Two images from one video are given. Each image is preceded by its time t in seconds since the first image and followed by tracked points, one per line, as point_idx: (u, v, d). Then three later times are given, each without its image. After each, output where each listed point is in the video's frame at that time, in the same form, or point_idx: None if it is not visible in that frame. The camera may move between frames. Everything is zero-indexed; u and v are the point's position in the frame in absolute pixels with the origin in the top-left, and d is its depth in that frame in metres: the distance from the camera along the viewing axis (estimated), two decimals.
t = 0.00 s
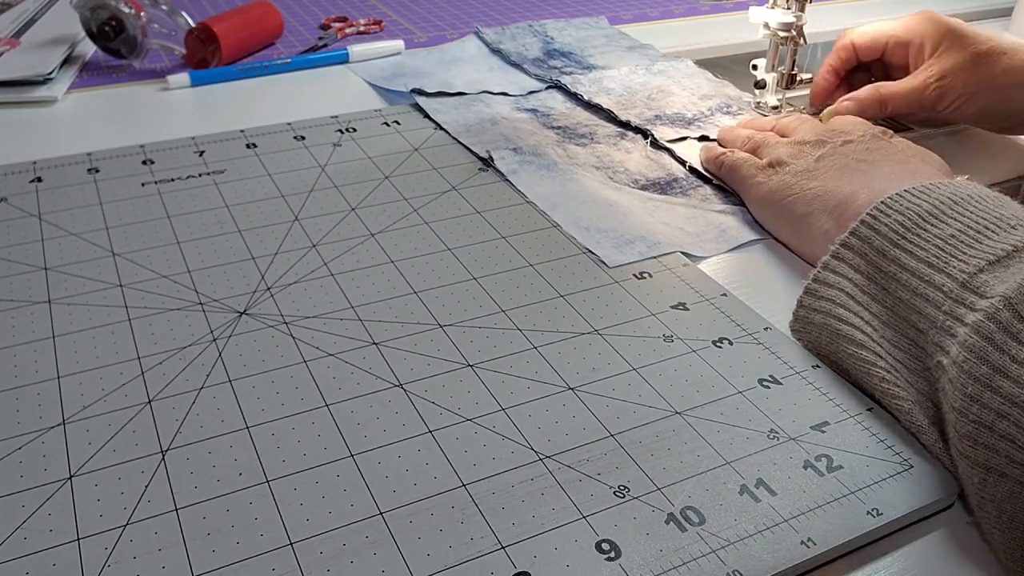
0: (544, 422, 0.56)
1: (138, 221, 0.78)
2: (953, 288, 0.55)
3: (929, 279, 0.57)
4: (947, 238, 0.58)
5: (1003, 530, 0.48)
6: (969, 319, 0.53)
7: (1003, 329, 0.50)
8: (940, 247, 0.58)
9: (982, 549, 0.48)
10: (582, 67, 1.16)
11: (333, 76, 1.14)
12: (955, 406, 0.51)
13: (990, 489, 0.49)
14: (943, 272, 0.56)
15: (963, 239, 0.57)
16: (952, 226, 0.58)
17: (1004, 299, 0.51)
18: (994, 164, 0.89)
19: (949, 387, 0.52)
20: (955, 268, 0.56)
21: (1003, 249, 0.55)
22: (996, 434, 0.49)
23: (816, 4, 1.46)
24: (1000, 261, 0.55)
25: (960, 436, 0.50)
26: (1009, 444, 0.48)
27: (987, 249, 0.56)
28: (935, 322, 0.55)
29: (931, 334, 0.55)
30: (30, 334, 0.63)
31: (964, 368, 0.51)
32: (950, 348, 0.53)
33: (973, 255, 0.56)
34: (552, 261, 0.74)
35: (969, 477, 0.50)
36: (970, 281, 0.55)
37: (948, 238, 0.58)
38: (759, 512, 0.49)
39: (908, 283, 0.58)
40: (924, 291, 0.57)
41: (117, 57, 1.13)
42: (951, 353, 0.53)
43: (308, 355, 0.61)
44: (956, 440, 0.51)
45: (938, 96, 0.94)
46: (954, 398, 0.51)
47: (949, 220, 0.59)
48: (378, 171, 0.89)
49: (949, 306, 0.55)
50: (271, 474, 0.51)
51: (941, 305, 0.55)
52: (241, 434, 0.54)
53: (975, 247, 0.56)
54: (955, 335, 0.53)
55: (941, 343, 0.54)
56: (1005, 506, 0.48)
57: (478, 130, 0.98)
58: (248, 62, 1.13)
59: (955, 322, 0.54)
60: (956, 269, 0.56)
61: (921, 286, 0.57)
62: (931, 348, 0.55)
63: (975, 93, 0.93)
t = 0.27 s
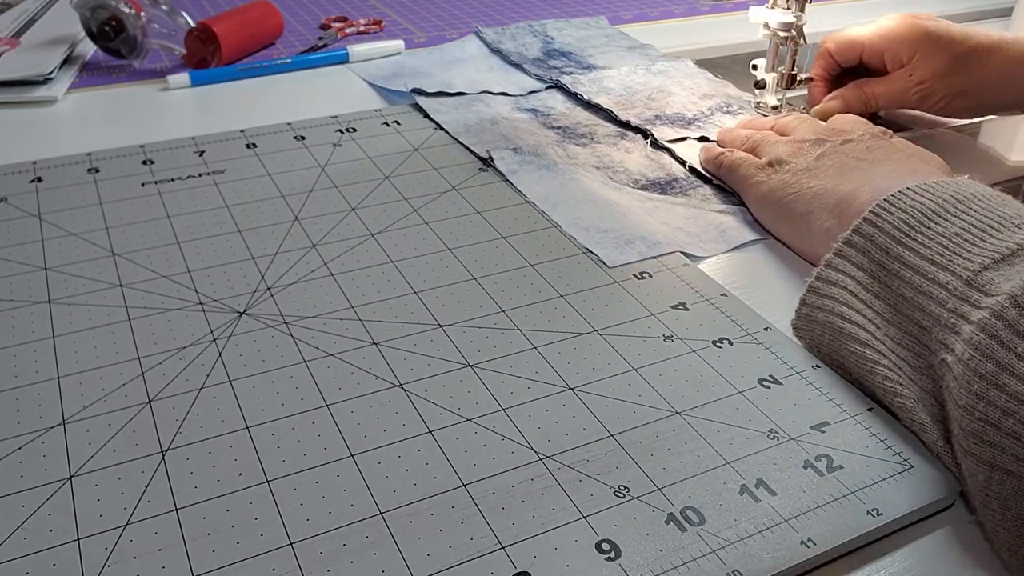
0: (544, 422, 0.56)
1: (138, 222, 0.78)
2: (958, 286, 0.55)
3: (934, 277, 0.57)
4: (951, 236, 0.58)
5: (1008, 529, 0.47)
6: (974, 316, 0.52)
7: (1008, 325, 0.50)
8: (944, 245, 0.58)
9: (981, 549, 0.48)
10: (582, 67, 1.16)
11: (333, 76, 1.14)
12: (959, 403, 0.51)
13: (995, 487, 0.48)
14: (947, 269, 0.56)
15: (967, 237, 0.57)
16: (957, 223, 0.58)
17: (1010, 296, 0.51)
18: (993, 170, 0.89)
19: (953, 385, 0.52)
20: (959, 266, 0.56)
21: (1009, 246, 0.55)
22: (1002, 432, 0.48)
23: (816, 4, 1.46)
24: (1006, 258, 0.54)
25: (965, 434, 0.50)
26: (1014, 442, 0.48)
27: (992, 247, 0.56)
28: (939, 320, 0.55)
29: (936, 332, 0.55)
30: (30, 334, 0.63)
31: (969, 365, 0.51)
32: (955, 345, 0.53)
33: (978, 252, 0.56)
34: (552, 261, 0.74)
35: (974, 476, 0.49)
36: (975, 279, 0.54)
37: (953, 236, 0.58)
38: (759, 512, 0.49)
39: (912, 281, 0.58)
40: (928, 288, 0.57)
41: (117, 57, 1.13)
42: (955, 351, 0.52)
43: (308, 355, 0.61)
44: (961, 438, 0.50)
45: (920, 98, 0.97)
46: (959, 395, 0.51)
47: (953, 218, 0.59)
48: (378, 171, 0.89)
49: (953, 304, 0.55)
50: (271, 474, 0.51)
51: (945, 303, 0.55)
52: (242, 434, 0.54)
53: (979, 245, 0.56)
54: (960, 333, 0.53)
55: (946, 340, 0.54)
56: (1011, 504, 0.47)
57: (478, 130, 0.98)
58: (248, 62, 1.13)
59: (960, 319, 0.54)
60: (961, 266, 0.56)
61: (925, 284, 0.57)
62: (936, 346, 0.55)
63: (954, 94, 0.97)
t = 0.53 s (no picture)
0: (544, 422, 0.56)
1: (138, 222, 0.78)
2: (962, 284, 0.55)
3: (937, 275, 0.57)
4: (954, 235, 0.58)
5: (1016, 526, 0.47)
6: (979, 314, 0.52)
7: (1014, 322, 0.50)
8: (947, 244, 0.58)
9: (982, 549, 0.48)
10: (582, 67, 1.16)
11: (333, 76, 1.14)
12: (966, 400, 0.51)
13: (1003, 483, 0.48)
14: (950, 268, 0.56)
15: (970, 235, 0.57)
16: (959, 222, 0.58)
17: (1016, 293, 0.51)
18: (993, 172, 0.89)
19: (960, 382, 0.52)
20: (963, 264, 0.56)
21: (1013, 244, 0.55)
22: (1009, 428, 0.48)
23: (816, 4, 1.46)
24: (1010, 256, 0.55)
25: (972, 431, 0.50)
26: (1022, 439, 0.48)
27: (996, 245, 0.56)
28: (943, 318, 0.55)
29: (940, 329, 0.55)
30: (30, 334, 0.63)
31: (976, 362, 0.51)
32: (960, 342, 0.53)
33: (981, 250, 0.56)
34: (552, 261, 0.74)
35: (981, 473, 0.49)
36: (979, 277, 0.54)
37: (956, 234, 0.58)
38: (759, 512, 0.49)
39: (915, 279, 0.58)
40: (932, 287, 0.57)
41: (117, 57, 1.13)
42: (961, 348, 0.52)
43: (308, 355, 0.61)
44: (968, 435, 0.50)
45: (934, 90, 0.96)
46: (965, 392, 0.51)
47: (956, 217, 0.59)
48: (378, 171, 0.89)
49: (958, 302, 0.55)
50: (271, 474, 0.51)
51: (949, 301, 0.55)
52: (242, 434, 0.54)
53: (983, 243, 0.56)
54: (965, 330, 0.53)
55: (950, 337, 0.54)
56: (1020, 500, 0.47)
57: (478, 130, 0.98)
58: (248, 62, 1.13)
59: (965, 317, 0.54)
60: (965, 265, 0.56)
61: (929, 282, 0.57)
62: (940, 344, 0.55)
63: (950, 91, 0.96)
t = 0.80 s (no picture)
0: (544, 422, 0.56)
1: (138, 222, 0.78)
2: (958, 286, 0.55)
3: (933, 276, 0.57)
4: (951, 235, 0.58)
5: (1009, 528, 0.47)
6: (974, 316, 0.52)
7: (1008, 324, 0.50)
8: (944, 244, 0.58)
9: (982, 548, 0.48)
10: (582, 67, 1.16)
11: (332, 76, 1.14)
12: (960, 402, 0.51)
13: (996, 486, 0.48)
14: (947, 269, 0.56)
15: (967, 236, 0.57)
16: (957, 223, 0.58)
17: (1010, 295, 0.51)
18: (994, 171, 0.89)
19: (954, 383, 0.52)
20: (959, 265, 0.56)
21: (1009, 245, 0.55)
22: (1002, 431, 0.48)
23: (816, 4, 1.46)
24: (1006, 258, 0.55)
25: (965, 433, 0.50)
26: (1015, 441, 0.48)
27: (992, 246, 0.56)
28: (939, 319, 0.55)
29: (936, 331, 0.55)
30: (30, 334, 0.63)
31: (970, 365, 0.51)
32: (955, 344, 0.53)
33: (977, 252, 0.56)
34: (552, 261, 0.74)
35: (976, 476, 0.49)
36: (974, 278, 0.54)
37: (953, 235, 0.58)
38: (759, 512, 0.49)
39: (911, 280, 0.58)
40: (928, 288, 0.57)
41: (117, 57, 1.13)
42: (956, 350, 0.53)
43: (308, 355, 0.61)
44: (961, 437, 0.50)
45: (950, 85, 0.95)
46: (958, 394, 0.51)
47: (953, 218, 0.59)
48: (378, 172, 0.89)
49: (954, 303, 0.55)
50: (271, 474, 0.51)
51: (945, 302, 0.55)
52: (242, 434, 0.54)
53: (979, 244, 0.56)
54: (960, 332, 0.53)
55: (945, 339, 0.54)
56: (1012, 503, 0.48)
57: (477, 130, 0.98)
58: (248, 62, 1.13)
59: (960, 318, 0.54)
60: (961, 266, 0.56)
61: (925, 283, 0.57)
62: (936, 345, 0.55)
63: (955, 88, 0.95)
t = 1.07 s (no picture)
0: (544, 422, 0.56)
1: (138, 222, 0.78)
2: (959, 284, 0.55)
3: (935, 276, 0.57)
4: (952, 235, 0.58)
5: (1010, 527, 0.47)
6: (975, 314, 0.52)
7: (1010, 323, 0.50)
8: (945, 244, 0.58)
9: (981, 548, 0.48)
10: (582, 67, 1.16)
11: (332, 76, 1.14)
12: (961, 401, 0.51)
13: (997, 485, 0.48)
14: (948, 268, 0.56)
15: (968, 236, 0.57)
16: (958, 223, 0.58)
17: (1012, 294, 0.51)
18: (993, 171, 0.89)
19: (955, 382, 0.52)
20: (960, 264, 0.56)
21: (1010, 245, 0.55)
22: (1003, 430, 0.48)
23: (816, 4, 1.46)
24: (1007, 257, 0.55)
25: (967, 432, 0.50)
26: (1016, 441, 0.48)
27: (993, 245, 0.56)
28: (940, 318, 0.55)
29: (937, 330, 0.55)
30: (30, 334, 0.63)
31: (971, 363, 0.51)
32: (956, 343, 0.53)
33: (979, 251, 0.56)
34: (552, 261, 0.74)
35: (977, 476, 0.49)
36: (976, 277, 0.55)
37: (954, 234, 0.58)
38: (759, 512, 0.49)
39: (912, 279, 0.58)
40: (929, 287, 0.57)
41: (117, 57, 1.13)
42: (957, 349, 0.52)
43: (308, 355, 0.61)
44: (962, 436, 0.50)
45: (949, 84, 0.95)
46: (960, 394, 0.51)
47: (954, 218, 0.59)
48: (378, 171, 0.89)
49: (955, 302, 0.55)
50: (271, 474, 0.51)
51: (947, 301, 0.55)
52: (242, 434, 0.54)
53: (981, 244, 0.56)
54: (961, 331, 0.53)
55: (947, 338, 0.54)
56: (1013, 502, 0.47)
57: (477, 130, 0.98)
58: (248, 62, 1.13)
59: (961, 317, 0.54)
60: (962, 265, 0.56)
61: (926, 282, 0.57)
62: (937, 344, 0.55)
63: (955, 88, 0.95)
